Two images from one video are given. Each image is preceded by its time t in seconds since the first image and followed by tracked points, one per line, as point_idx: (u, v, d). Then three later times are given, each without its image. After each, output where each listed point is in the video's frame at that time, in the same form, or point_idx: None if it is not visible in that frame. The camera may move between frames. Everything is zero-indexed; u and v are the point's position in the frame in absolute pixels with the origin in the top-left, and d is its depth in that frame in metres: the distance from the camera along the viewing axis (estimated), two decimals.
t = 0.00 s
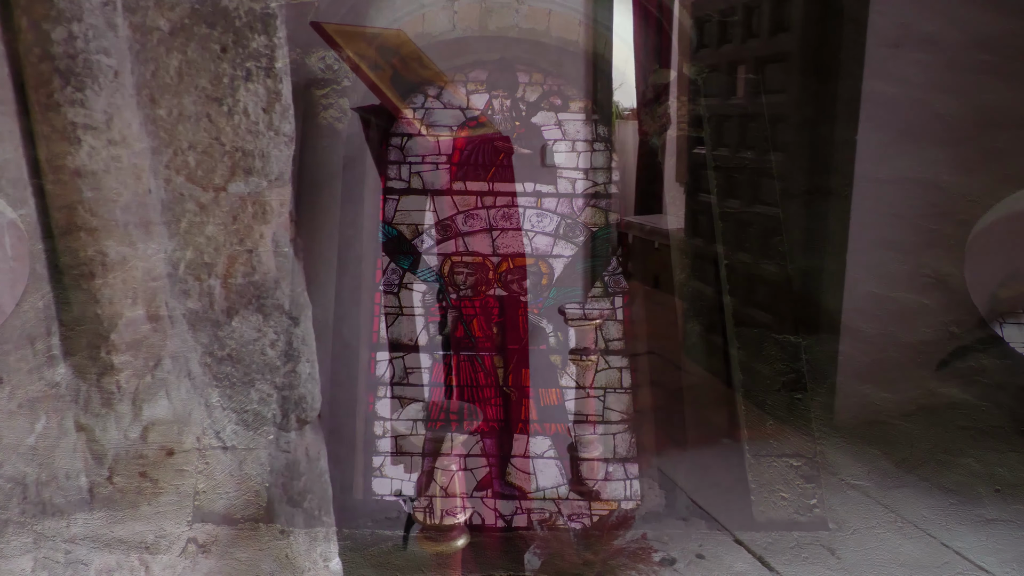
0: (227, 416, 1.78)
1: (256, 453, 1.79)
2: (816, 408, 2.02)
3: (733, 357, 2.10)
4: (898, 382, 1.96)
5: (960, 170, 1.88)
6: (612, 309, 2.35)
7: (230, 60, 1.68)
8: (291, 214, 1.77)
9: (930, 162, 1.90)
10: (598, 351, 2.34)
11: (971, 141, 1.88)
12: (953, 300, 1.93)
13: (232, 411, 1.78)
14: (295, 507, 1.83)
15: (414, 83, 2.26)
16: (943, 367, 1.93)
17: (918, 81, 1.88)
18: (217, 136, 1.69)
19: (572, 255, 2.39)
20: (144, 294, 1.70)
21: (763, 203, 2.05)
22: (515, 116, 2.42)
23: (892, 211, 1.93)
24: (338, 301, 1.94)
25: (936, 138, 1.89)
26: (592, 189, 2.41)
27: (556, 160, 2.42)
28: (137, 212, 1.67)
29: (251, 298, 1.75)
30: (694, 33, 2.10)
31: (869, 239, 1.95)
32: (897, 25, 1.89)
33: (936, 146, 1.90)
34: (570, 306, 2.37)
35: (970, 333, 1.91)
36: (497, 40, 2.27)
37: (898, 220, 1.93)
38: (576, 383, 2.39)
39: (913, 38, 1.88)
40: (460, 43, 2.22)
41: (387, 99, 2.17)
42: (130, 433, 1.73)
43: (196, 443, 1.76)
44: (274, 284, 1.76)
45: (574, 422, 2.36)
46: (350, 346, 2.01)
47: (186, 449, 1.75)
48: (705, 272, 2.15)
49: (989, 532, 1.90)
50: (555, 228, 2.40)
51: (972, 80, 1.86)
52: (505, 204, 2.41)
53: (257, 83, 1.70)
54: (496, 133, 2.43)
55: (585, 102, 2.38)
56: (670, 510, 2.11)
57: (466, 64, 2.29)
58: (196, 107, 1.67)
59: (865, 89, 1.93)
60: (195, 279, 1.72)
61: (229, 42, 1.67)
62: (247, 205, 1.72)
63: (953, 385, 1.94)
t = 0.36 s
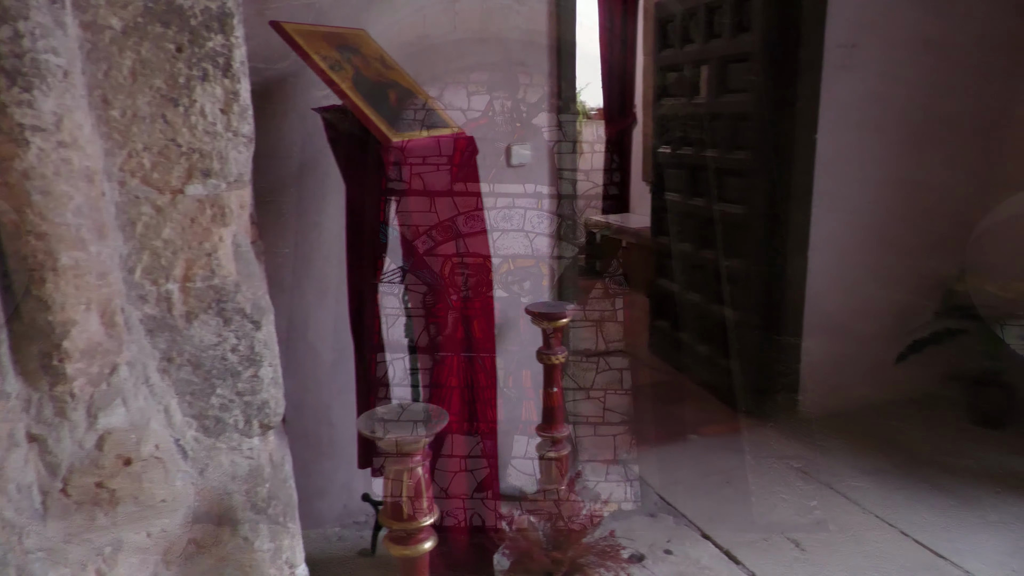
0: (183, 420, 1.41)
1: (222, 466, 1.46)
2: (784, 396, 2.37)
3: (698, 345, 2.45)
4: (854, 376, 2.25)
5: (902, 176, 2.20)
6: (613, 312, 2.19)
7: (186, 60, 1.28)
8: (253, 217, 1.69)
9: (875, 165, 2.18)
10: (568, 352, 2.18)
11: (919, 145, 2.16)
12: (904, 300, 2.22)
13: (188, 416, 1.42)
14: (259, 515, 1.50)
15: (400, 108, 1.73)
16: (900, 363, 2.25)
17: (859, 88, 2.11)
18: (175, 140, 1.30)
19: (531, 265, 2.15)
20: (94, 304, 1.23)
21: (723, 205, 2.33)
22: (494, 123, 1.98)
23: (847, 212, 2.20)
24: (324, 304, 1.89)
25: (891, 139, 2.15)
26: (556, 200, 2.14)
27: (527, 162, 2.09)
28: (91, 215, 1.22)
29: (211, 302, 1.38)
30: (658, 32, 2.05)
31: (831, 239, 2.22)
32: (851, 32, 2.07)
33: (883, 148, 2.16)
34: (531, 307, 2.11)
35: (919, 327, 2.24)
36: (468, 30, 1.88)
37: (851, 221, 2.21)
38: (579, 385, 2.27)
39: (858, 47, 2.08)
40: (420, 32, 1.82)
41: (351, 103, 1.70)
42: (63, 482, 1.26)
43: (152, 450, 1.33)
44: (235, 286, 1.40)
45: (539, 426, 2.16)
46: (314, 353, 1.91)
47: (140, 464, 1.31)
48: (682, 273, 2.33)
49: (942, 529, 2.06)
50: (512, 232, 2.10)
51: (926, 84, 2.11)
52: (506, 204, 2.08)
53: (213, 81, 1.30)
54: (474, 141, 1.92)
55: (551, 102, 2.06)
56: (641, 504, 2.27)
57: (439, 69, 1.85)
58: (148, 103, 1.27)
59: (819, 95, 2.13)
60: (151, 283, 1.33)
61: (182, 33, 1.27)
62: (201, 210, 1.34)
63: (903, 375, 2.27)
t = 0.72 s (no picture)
0: (117, 429, 0.85)
1: (161, 476, 0.88)
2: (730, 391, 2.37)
3: (647, 341, 2.60)
4: (798, 366, 2.37)
5: (843, 175, 2.27)
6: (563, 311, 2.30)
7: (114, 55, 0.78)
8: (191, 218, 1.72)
9: (816, 166, 2.23)
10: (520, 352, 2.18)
11: (859, 145, 2.26)
12: (843, 293, 2.36)
13: (125, 423, 0.85)
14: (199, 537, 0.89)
15: (347, 112, 1.56)
16: (841, 355, 2.39)
17: (799, 90, 2.14)
18: (106, 138, 0.79)
19: (482, 268, 2.15)
20: (20, 308, 0.73)
21: (671, 202, 2.38)
22: (441, 123, 2.01)
23: (791, 211, 2.23)
24: (268, 307, 1.86)
25: (831, 141, 2.22)
26: (506, 203, 2.15)
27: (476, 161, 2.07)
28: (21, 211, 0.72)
29: (148, 307, 0.84)
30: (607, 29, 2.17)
31: (777, 236, 2.24)
32: (794, 34, 2.09)
33: (823, 149, 2.22)
34: (484, 307, 1.88)
35: (857, 319, 2.39)
36: (413, 31, 1.91)
37: (795, 219, 2.24)
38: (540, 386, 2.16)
39: (799, 50, 2.11)
40: (364, 33, 1.87)
41: (297, 106, 1.46)
42: None
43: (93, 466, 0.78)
44: (176, 288, 0.86)
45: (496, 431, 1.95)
46: (259, 357, 1.87)
47: (76, 478, 0.77)
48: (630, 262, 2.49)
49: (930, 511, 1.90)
50: (463, 236, 2.11)
51: (863, 87, 2.22)
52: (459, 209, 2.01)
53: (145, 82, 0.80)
54: (424, 150, 1.68)
55: (498, 103, 2.07)
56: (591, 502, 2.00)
57: (388, 71, 1.91)
58: (81, 106, 0.77)
59: (762, 95, 2.10)
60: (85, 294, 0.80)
61: (112, 25, 0.77)
62: (136, 212, 0.82)
63: (842, 365, 2.44)
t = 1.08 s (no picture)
0: (39, 449, 0.87)
1: (84, 497, 0.90)
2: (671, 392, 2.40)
3: (592, 347, 2.63)
4: (735, 367, 2.43)
5: (775, 179, 2.34)
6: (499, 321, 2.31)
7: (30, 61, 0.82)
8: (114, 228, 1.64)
9: (749, 172, 2.29)
10: (462, 359, 2.17)
11: (789, 150, 2.34)
12: (777, 295, 2.43)
13: (45, 443, 0.87)
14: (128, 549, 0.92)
15: (278, 119, 1.48)
16: (776, 355, 2.46)
17: (730, 98, 2.20)
18: (20, 147, 0.82)
19: (423, 276, 2.14)
20: None
21: (611, 207, 2.42)
22: (378, 130, 1.98)
23: (726, 215, 2.29)
24: (201, 319, 1.79)
25: (762, 148, 2.29)
26: (446, 211, 2.14)
27: (414, 168, 2.05)
28: None
29: (68, 323, 0.87)
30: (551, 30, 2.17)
31: (713, 240, 2.28)
32: (723, 44, 2.15)
33: (755, 155, 2.28)
34: (426, 315, 1.81)
35: (790, 319, 2.47)
36: (347, 37, 1.88)
37: (730, 223, 2.30)
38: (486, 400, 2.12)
39: (730, 59, 2.17)
40: (297, 38, 1.82)
41: (223, 112, 1.38)
42: None
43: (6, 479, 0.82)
44: (96, 305, 0.89)
45: (439, 439, 1.90)
46: (191, 371, 1.80)
47: None
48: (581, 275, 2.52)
49: (861, 501, 1.96)
50: (403, 244, 2.09)
51: (791, 95, 2.30)
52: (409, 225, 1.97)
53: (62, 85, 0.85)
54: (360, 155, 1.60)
55: (437, 110, 2.06)
56: (535, 509, 1.99)
57: (322, 77, 1.87)
58: None
59: (695, 102, 2.15)
60: None
61: (23, 29, 0.81)
62: (53, 224, 0.86)
63: (777, 365, 2.51)
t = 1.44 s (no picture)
0: None
1: None
2: (614, 402, 2.43)
3: (535, 359, 2.63)
4: (675, 374, 2.47)
5: (708, 190, 2.40)
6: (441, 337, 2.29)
7: None
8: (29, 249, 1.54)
9: (683, 184, 2.34)
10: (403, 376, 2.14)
11: (720, 162, 2.40)
12: (713, 303, 2.49)
13: None
14: None
15: (204, 134, 1.42)
16: (714, 362, 2.51)
17: (662, 111, 2.25)
18: None
19: (361, 293, 2.10)
20: None
21: (550, 220, 2.44)
22: (311, 146, 1.94)
23: (662, 226, 2.33)
24: (127, 342, 1.70)
25: (695, 160, 2.35)
26: (383, 227, 2.11)
27: (349, 184, 2.01)
28: None
29: None
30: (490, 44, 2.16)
31: (651, 250, 2.32)
32: (654, 59, 2.19)
33: (688, 167, 2.34)
34: (362, 333, 1.76)
35: (726, 326, 2.53)
36: (276, 52, 1.84)
37: (666, 233, 2.34)
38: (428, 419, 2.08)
39: (661, 73, 2.21)
40: (224, 52, 1.77)
41: (144, 128, 1.32)
42: None
43: None
44: (8, 331, 0.86)
45: (380, 459, 1.84)
46: (116, 397, 1.70)
47: None
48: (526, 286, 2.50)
49: (799, 502, 2.00)
50: (339, 261, 2.05)
51: (720, 109, 2.36)
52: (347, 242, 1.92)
53: None
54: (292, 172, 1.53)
55: (371, 126, 2.03)
56: (481, 525, 1.96)
57: (251, 92, 1.82)
58: None
59: (629, 116, 2.18)
60: None
61: None
62: None
63: (715, 371, 2.57)
